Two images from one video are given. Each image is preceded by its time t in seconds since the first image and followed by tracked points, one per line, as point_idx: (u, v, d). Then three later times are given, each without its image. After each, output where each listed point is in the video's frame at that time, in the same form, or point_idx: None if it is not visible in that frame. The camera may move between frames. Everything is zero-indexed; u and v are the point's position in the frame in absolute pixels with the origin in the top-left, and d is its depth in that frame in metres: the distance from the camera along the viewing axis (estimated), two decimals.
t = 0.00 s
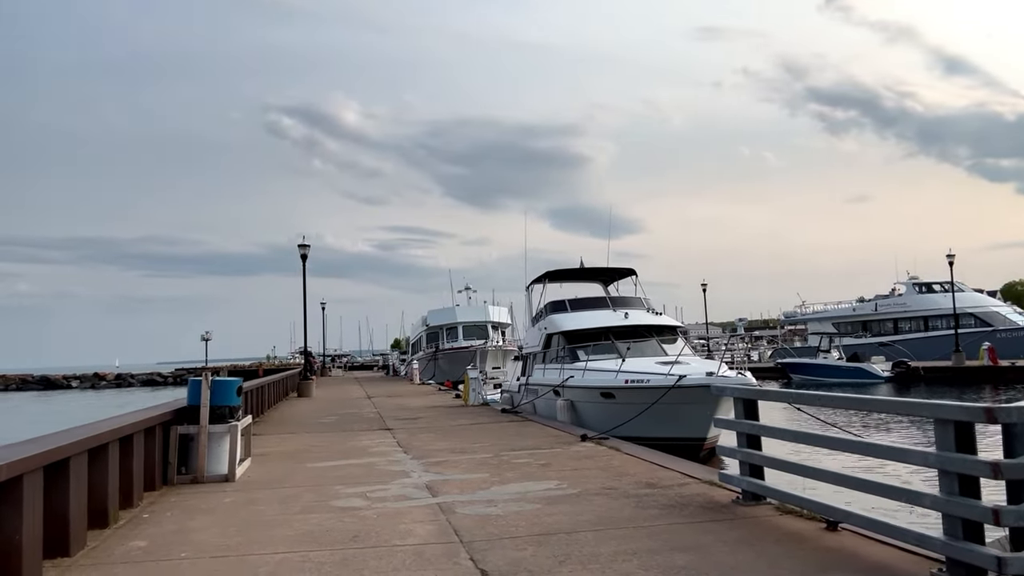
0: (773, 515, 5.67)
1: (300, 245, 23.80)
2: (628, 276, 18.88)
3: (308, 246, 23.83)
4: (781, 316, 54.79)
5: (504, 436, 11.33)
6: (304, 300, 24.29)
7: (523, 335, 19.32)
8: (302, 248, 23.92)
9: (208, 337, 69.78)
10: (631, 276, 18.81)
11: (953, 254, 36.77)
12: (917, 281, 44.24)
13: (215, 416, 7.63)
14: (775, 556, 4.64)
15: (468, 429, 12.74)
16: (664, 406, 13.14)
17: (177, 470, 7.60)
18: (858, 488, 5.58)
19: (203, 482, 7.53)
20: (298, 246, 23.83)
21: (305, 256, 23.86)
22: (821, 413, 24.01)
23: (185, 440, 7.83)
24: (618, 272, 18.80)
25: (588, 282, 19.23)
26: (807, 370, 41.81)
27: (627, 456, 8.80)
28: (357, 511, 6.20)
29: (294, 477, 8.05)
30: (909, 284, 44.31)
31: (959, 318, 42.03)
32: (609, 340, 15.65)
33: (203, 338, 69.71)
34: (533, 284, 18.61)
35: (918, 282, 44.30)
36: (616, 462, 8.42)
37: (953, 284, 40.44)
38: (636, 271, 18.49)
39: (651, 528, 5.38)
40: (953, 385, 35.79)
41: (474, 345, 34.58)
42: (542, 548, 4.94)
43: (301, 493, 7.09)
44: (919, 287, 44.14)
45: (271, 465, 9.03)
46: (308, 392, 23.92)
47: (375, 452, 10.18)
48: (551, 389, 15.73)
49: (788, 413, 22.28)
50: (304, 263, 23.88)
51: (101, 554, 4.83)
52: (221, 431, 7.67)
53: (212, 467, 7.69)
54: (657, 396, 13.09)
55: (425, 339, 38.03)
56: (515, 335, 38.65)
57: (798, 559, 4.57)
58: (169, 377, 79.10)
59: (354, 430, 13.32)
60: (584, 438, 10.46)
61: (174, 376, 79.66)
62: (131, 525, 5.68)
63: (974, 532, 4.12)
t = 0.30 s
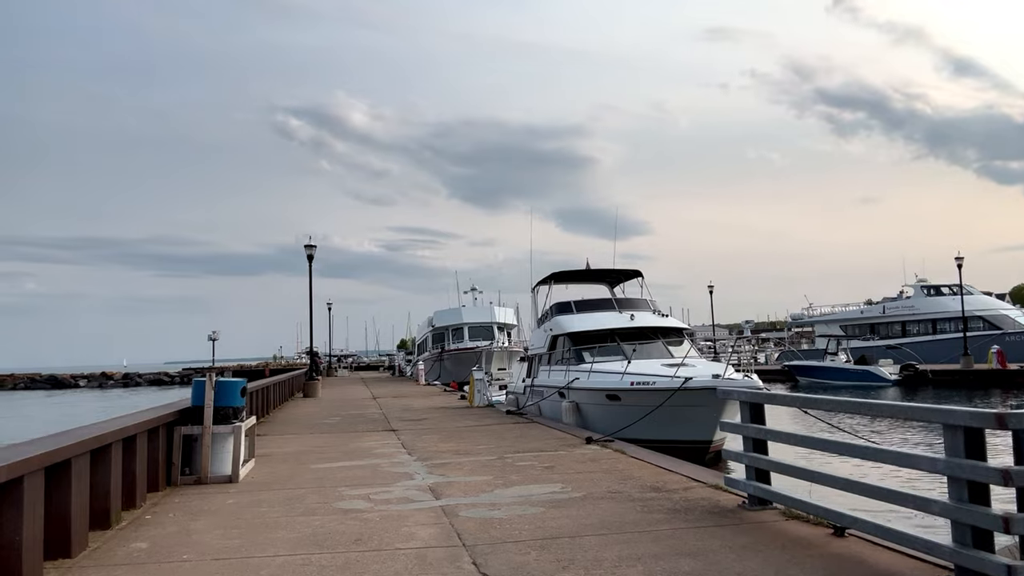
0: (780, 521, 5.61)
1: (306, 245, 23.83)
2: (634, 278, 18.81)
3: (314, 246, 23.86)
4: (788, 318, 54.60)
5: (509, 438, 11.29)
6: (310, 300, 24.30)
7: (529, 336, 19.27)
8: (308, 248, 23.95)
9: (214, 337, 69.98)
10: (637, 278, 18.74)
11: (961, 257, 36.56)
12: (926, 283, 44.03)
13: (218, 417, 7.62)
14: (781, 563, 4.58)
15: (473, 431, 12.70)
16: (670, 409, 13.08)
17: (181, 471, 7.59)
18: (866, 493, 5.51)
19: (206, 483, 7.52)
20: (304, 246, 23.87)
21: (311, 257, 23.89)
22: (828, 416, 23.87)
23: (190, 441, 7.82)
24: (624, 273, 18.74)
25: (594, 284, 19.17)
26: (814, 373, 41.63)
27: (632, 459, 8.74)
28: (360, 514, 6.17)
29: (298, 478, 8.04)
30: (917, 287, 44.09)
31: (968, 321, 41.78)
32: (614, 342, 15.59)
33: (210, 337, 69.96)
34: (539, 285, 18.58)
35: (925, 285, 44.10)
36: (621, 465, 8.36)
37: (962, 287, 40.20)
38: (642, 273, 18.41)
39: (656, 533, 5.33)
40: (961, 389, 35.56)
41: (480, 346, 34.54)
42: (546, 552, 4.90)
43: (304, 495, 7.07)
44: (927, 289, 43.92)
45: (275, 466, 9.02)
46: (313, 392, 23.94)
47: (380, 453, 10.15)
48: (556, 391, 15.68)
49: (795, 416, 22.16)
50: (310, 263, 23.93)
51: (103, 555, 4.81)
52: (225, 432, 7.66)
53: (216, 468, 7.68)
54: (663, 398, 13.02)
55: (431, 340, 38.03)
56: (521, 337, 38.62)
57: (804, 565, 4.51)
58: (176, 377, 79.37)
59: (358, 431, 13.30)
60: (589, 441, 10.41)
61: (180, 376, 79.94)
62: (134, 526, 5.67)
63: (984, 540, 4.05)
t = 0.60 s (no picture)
0: (791, 525, 5.56)
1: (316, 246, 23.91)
2: (644, 279, 18.75)
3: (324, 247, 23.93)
4: (799, 320, 54.33)
5: (518, 440, 11.26)
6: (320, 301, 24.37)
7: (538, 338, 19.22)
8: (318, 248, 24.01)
9: (224, 336, 70.35)
10: (647, 279, 18.68)
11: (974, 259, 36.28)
12: (939, 286, 43.72)
13: (228, 417, 7.63)
14: (792, 568, 4.53)
15: (482, 432, 12.69)
16: (680, 411, 13.02)
17: (190, 471, 7.61)
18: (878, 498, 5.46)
19: (215, 483, 7.53)
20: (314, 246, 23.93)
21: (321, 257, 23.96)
22: (839, 419, 23.69)
23: (199, 441, 7.85)
24: (633, 275, 18.68)
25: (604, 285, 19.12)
26: (825, 375, 41.39)
27: (641, 461, 8.70)
28: (368, 515, 6.16)
29: (307, 479, 8.04)
30: (930, 289, 43.78)
31: (981, 324, 41.43)
32: (624, 344, 15.53)
33: (220, 337, 70.35)
34: (548, 287, 18.55)
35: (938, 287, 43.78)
36: (631, 468, 8.32)
37: (975, 290, 39.86)
38: (653, 275, 18.34)
39: (665, 537, 5.29)
40: (974, 392, 35.25)
41: (489, 347, 34.54)
42: (554, 555, 4.87)
43: (313, 496, 7.07)
44: (940, 292, 43.62)
45: (283, 466, 9.03)
46: (323, 392, 24.00)
47: (388, 454, 10.15)
48: (565, 392, 15.63)
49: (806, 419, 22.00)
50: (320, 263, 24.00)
51: (111, 555, 4.82)
52: (234, 432, 7.67)
53: (225, 468, 7.69)
54: (672, 401, 12.96)
55: (440, 341, 38.06)
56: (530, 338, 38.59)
57: (815, 571, 4.47)
58: (187, 377, 79.79)
59: (367, 431, 13.31)
60: (598, 443, 10.37)
61: (191, 375, 80.39)
62: (143, 526, 5.68)
63: (998, 546, 4.00)
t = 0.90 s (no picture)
0: (806, 528, 5.50)
1: (330, 247, 24.01)
2: (658, 280, 18.66)
3: (339, 248, 24.03)
4: (814, 322, 53.93)
5: (530, 441, 11.24)
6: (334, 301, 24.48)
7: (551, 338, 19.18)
8: (333, 248, 24.12)
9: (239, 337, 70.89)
10: (661, 280, 18.59)
11: (993, 260, 35.87)
12: (957, 287, 43.26)
13: (241, 417, 7.66)
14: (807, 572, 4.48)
15: (494, 433, 12.68)
16: (694, 413, 12.94)
17: (205, 470, 7.66)
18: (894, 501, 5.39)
19: (229, 482, 7.57)
20: (329, 248, 24.05)
21: (335, 258, 24.06)
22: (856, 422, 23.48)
23: (213, 440, 7.89)
24: (648, 276, 18.60)
25: (617, 286, 19.05)
26: (841, 377, 41.06)
27: (655, 463, 8.65)
28: (381, 515, 6.17)
29: (320, 479, 8.06)
30: (948, 291, 43.33)
31: (1000, 326, 40.93)
32: (637, 345, 15.46)
33: (236, 337, 70.97)
34: (562, 287, 18.50)
35: (957, 289, 43.32)
36: (644, 469, 8.28)
37: (995, 292, 39.40)
38: (667, 275, 18.24)
39: (678, 539, 5.26)
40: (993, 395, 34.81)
41: (503, 348, 34.54)
42: (566, 557, 4.85)
43: (326, 496, 7.08)
44: (958, 293, 43.16)
45: (297, 466, 9.07)
46: (338, 392, 24.11)
47: (401, 454, 10.16)
48: (578, 393, 15.59)
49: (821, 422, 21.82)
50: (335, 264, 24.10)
51: (126, 553, 4.85)
52: (248, 432, 7.71)
53: (239, 467, 7.73)
54: (687, 403, 12.88)
55: (454, 342, 38.13)
56: (544, 339, 38.57)
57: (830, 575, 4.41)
58: (203, 377, 80.45)
59: (380, 431, 13.34)
60: (611, 444, 10.34)
61: (207, 374, 80.98)
62: (157, 524, 5.72)
63: (1018, 551, 3.93)
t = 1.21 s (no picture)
0: (827, 532, 5.42)
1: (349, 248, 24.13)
2: (677, 280, 18.53)
3: (358, 249, 24.15)
4: (836, 323, 53.36)
5: (548, 442, 11.20)
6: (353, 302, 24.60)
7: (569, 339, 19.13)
8: (352, 249, 24.25)
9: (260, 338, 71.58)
10: (680, 280, 18.47)
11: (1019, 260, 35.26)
12: (982, 288, 42.60)
13: (261, 416, 7.71)
14: None
15: (512, 433, 12.66)
16: (714, 415, 12.83)
17: (225, 469, 7.71)
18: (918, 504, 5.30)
19: (249, 481, 7.63)
20: (348, 250, 24.18)
21: (354, 258, 24.18)
22: (879, 425, 23.16)
23: (233, 440, 7.95)
24: (666, 276, 18.48)
25: (636, 286, 18.96)
26: (863, 379, 40.58)
27: (673, 465, 8.59)
28: (398, 515, 6.18)
29: (338, 479, 8.09)
30: (973, 292, 42.67)
31: None
32: (656, 346, 15.37)
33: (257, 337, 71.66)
34: (580, 288, 18.45)
35: (982, 289, 42.65)
36: (663, 471, 8.22)
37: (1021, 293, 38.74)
38: (686, 276, 18.11)
39: (697, 542, 5.20)
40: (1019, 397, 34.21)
41: (521, 348, 34.52)
42: (583, 558, 4.82)
43: (343, 495, 7.10)
44: (983, 294, 42.49)
45: (315, 465, 9.11)
46: (356, 393, 24.22)
47: (418, 454, 10.18)
48: (596, 394, 15.53)
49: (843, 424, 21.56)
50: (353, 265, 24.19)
51: (146, 551, 4.90)
52: (267, 431, 7.76)
53: (258, 467, 7.78)
54: (706, 404, 12.77)
55: (472, 342, 38.17)
56: (562, 339, 38.49)
57: None
58: (224, 377, 81.24)
59: (398, 431, 13.37)
60: (630, 445, 10.29)
61: (228, 374, 81.76)
62: (177, 523, 5.76)
63: None
